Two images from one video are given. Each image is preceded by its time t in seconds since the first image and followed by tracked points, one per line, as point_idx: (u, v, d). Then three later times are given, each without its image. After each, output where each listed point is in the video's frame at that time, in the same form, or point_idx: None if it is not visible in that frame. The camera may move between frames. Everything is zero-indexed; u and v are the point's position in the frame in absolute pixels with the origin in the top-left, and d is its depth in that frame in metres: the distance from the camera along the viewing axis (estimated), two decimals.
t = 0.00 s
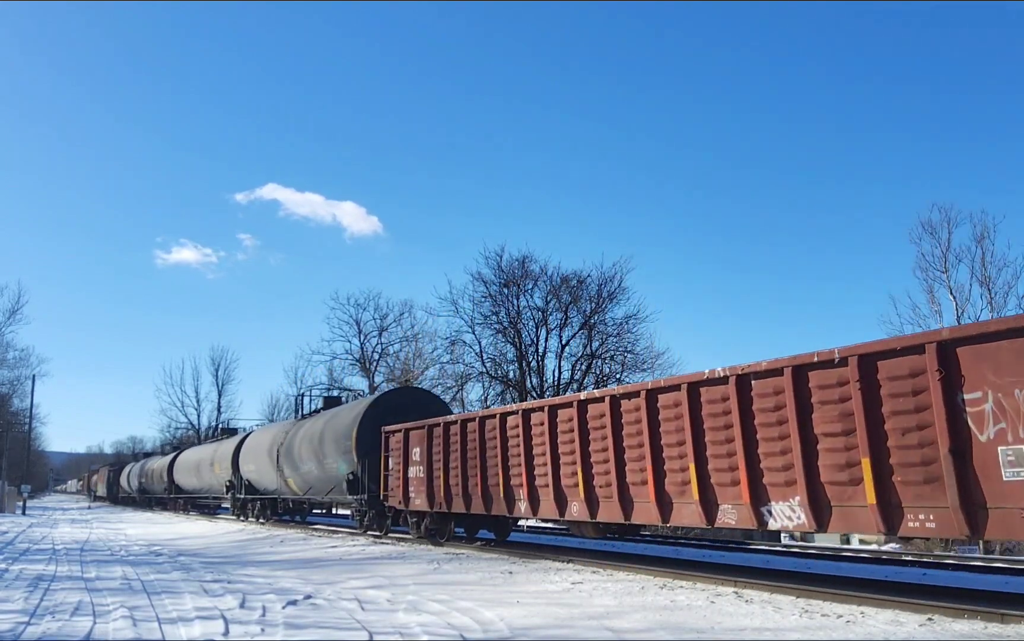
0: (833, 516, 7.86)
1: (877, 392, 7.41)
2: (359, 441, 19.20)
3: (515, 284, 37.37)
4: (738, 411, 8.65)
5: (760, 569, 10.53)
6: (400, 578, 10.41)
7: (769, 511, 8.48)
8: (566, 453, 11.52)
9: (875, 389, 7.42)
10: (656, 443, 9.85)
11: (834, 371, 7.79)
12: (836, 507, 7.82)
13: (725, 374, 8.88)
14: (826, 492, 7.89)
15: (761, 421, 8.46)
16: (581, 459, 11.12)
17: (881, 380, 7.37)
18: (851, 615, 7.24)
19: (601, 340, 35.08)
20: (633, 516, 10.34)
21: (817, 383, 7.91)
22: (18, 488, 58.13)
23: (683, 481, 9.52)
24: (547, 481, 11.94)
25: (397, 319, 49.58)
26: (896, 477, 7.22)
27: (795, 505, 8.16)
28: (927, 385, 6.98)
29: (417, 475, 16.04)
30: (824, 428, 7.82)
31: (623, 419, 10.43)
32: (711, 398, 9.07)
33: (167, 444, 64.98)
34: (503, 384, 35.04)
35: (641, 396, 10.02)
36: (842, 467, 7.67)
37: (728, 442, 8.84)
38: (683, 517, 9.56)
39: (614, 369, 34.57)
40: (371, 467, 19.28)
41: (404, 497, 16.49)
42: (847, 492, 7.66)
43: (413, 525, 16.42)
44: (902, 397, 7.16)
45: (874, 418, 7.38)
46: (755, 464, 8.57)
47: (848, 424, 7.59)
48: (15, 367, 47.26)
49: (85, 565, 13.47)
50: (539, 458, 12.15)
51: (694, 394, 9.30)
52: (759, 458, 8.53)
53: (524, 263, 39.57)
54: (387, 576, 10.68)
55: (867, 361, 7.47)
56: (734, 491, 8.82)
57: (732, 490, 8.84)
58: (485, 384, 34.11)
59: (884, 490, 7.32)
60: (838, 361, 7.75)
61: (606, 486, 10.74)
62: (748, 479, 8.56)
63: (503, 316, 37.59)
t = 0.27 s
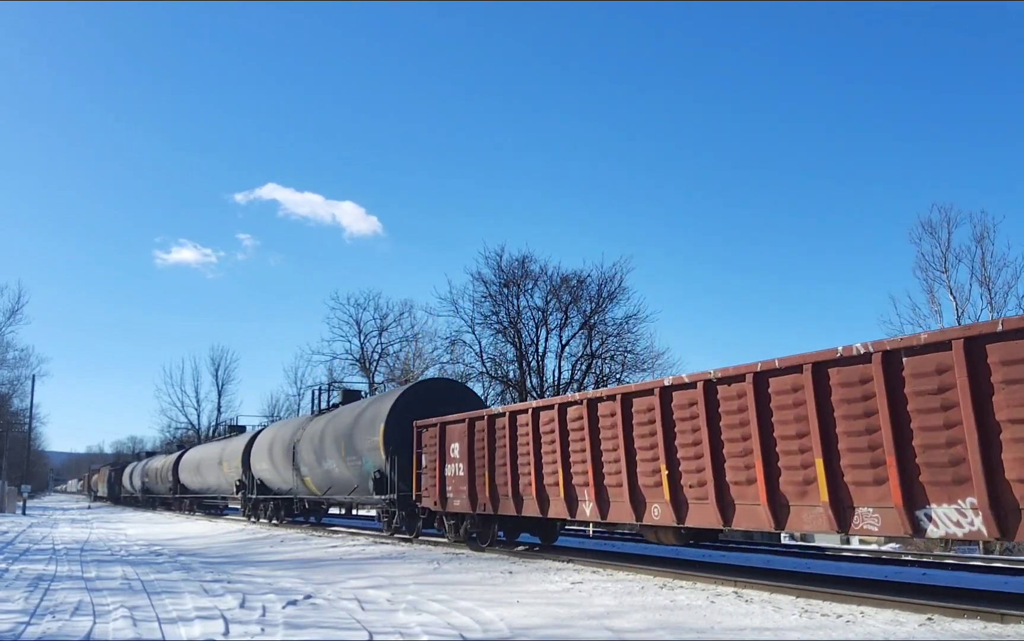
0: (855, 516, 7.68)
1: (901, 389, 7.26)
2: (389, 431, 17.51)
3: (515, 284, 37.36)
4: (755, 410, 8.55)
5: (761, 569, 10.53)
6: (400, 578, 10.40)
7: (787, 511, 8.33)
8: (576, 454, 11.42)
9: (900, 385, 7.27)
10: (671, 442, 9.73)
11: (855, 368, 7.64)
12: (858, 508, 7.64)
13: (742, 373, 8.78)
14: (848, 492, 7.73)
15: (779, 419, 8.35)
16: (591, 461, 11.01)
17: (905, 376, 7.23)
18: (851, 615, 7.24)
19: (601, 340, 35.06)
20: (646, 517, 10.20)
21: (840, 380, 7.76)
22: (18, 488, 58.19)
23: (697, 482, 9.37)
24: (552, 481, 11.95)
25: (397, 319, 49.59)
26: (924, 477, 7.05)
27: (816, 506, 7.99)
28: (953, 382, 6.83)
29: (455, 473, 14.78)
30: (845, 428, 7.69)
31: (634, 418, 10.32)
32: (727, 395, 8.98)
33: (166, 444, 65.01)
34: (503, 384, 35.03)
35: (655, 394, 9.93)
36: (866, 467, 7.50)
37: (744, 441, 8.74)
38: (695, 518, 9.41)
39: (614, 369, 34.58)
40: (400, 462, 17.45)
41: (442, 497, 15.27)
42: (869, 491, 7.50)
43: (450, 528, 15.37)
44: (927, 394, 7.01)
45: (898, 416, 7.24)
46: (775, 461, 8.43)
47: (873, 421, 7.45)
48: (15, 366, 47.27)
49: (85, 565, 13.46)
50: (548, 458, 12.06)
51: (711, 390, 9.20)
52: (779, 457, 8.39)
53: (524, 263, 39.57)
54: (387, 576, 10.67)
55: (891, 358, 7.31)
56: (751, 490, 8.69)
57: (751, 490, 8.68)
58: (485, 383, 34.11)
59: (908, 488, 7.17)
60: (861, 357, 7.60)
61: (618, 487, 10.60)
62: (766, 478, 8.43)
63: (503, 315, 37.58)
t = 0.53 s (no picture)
0: (879, 517, 7.49)
1: (927, 386, 7.08)
2: (422, 425, 16.04)
3: (515, 284, 37.34)
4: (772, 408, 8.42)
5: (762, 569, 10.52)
6: (400, 578, 10.41)
7: (808, 511, 8.17)
8: (589, 452, 11.31)
9: (925, 382, 7.09)
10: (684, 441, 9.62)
11: (878, 364, 7.47)
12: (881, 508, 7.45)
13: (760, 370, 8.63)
14: (871, 492, 7.55)
15: (799, 418, 8.19)
16: (604, 460, 10.90)
17: (930, 373, 7.06)
18: (851, 615, 7.23)
19: (601, 340, 35.06)
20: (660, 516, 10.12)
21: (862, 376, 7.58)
22: (18, 488, 58.29)
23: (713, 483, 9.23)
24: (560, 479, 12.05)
25: (397, 319, 49.59)
26: (950, 476, 6.87)
27: (838, 506, 7.82)
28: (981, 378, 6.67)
29: (502, 471, 13.72)
30: (868, 425, 7.50)
31: (649, 416, 10.21)
32: (745, 394, 8.81)
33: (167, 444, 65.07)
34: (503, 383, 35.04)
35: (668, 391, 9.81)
36: (889, 465, 7.31)
37: (763, 441, 8.57)
38: (711, 517, 9.28)
39: (614, 369, 34.59)
40: (435, 459, 16.02)
41: (486, 498, 14.13)
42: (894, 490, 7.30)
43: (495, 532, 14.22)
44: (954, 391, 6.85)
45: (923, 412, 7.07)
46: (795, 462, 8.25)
47: (897, 419, 7.26)
48: (15, 367, 47.31)
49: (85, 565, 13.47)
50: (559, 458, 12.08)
51: (727, 390, 9.04)
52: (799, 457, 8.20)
53: (524, 263, 39.56)
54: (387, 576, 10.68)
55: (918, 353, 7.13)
56: (772, 491, 8.50)
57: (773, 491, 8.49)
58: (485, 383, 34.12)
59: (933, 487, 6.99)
60: (885, 354, 7.43)
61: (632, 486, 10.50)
62: (788, 479, 8.23)
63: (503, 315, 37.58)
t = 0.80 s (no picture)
0: (902, 518, 7.34)
1: (957, 384, 6.92)
2: (462, 417, 14.52)
3: (515, 284, 37.32)
4: (796, 406, 8.26)
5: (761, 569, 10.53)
6: (400, 578, 10.42)
7: (831, 512, 7.99)
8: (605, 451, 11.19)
9: (954, 380, 6.94)
10: (703, 440, 9.50)
11: (904, 362, 7.32)
12: (909, 509, 7.27)
13: (784, 367, 8.46)
14: (895, 492, 7.39)
15: (822, 415, 8.04)
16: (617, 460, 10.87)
17: (960, 370, 6.91)
18: (851, 615, 7.24)
19: (601, 340, 35.05)
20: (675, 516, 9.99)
21: (888, 374, 7.43)
22: (18, 488, 58.33)
23: (733, 482, 9.08)
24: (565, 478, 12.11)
25: (397, 319, 49.58)
26: (981, 476, 6.70)
27: (861, 505, 7.65)
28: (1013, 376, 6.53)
29: (559, 469, 12.28)
30: (892, 424, 7.35)
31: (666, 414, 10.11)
32: (763, 392, 8.72)
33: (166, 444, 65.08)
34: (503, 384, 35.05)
35: (690, 389, 9.66)
36: (915, 465, 7.16)
37: (782, 439, 8.46)
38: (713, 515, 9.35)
39: (614, 369, 34.60)
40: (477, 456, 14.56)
41: (541, 499, 12.60)
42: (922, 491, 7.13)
43: (552, 536, 12.72)
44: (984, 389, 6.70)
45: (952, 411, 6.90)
46: (816, 461, 8.12)
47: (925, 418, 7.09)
48: (15, 367, 47.31)
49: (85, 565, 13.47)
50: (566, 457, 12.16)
51: (744, 387, 8.96)
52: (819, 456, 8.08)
53: (524, 263, 39.55)
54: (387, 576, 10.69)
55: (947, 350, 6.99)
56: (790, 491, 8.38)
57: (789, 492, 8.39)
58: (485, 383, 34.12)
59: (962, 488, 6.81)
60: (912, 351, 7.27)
61: (647, 485, 10.36)
62: (806, 478, 8.12)
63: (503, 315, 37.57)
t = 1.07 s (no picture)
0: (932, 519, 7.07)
1: (987, 380, 6.67)
2: (508, 412, 13.17)
3: (515, 284, 37.31)
4: (819, 401, 8.01)
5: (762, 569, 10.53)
6: (400, 578, 10.44)
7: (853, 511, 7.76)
8: (655, 446, 10.32)
9: (983, 375, 6.69)
10: (721, 437, 9.29)
11: (935, 357, 7.06)
12: (935, 510, 7.02)
13: (806, 361, 8.24)
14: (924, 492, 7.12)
15: (847, 411, 7.77)
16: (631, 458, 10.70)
17: (990, 366, 6.66)
18: (851, 615, 7.24)
19: (601, 340, 35.06)
20: (686, 515, 9.80)
21: (915, 369, 7.17)
22: (19, 488, 58.48)
23: (750, 481, 8.88)
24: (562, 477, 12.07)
25: (397, 318, 49.60)
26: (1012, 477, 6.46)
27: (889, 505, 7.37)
28: None
29: (634, 467, 10.72)
30: (920, 420, 7.09)
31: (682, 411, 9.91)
32: (785, 387, 8.49)
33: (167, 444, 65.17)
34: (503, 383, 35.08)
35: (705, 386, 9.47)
36: (943, 464, 6.92)
37: (804, 436, 8.25)
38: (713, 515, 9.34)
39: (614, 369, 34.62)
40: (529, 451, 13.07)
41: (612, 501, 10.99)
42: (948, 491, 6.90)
43: (623, 543, 11.11)
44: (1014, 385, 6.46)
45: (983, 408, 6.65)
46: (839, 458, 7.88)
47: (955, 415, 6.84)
48: (16, 367, 47.42)
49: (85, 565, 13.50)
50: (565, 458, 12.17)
51: (764, 382, 8.73)
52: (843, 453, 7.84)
53: (524, 263, 39.56)
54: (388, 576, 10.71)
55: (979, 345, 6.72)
56: (813, 490, 8.16)
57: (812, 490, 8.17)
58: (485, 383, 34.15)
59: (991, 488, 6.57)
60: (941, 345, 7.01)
61: (661, 485, 10.17)
62: (828, 476, 7.89)
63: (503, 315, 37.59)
